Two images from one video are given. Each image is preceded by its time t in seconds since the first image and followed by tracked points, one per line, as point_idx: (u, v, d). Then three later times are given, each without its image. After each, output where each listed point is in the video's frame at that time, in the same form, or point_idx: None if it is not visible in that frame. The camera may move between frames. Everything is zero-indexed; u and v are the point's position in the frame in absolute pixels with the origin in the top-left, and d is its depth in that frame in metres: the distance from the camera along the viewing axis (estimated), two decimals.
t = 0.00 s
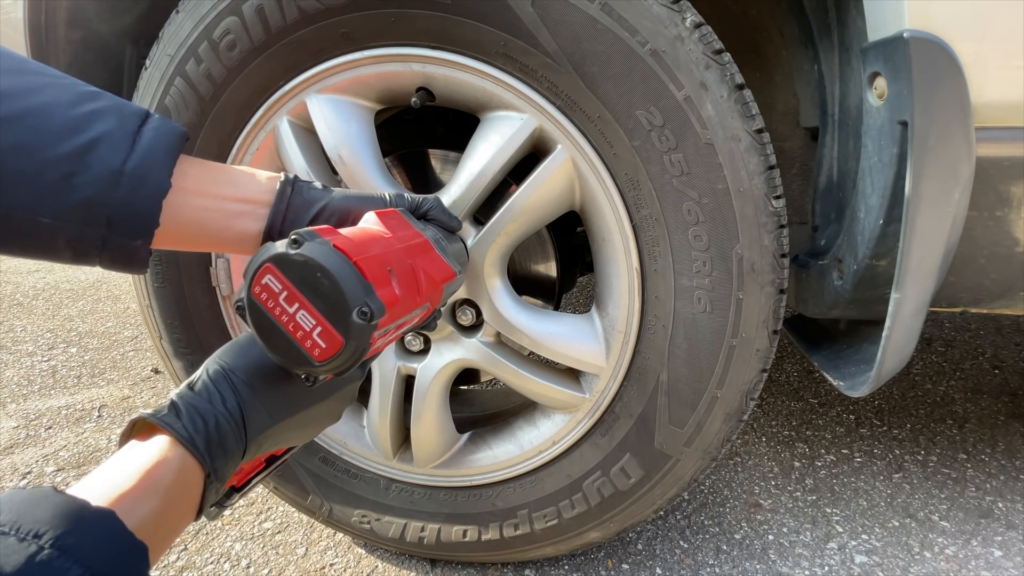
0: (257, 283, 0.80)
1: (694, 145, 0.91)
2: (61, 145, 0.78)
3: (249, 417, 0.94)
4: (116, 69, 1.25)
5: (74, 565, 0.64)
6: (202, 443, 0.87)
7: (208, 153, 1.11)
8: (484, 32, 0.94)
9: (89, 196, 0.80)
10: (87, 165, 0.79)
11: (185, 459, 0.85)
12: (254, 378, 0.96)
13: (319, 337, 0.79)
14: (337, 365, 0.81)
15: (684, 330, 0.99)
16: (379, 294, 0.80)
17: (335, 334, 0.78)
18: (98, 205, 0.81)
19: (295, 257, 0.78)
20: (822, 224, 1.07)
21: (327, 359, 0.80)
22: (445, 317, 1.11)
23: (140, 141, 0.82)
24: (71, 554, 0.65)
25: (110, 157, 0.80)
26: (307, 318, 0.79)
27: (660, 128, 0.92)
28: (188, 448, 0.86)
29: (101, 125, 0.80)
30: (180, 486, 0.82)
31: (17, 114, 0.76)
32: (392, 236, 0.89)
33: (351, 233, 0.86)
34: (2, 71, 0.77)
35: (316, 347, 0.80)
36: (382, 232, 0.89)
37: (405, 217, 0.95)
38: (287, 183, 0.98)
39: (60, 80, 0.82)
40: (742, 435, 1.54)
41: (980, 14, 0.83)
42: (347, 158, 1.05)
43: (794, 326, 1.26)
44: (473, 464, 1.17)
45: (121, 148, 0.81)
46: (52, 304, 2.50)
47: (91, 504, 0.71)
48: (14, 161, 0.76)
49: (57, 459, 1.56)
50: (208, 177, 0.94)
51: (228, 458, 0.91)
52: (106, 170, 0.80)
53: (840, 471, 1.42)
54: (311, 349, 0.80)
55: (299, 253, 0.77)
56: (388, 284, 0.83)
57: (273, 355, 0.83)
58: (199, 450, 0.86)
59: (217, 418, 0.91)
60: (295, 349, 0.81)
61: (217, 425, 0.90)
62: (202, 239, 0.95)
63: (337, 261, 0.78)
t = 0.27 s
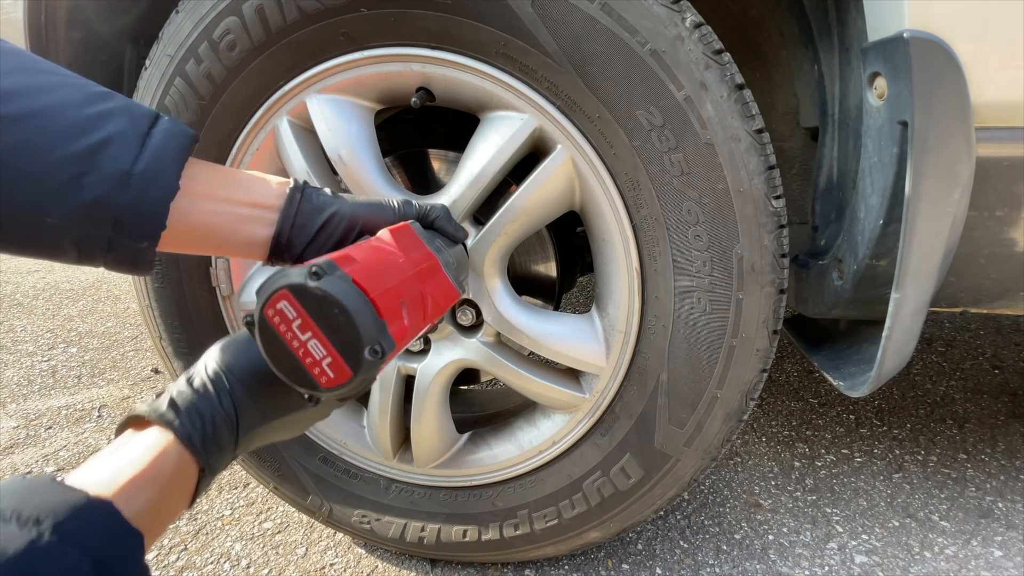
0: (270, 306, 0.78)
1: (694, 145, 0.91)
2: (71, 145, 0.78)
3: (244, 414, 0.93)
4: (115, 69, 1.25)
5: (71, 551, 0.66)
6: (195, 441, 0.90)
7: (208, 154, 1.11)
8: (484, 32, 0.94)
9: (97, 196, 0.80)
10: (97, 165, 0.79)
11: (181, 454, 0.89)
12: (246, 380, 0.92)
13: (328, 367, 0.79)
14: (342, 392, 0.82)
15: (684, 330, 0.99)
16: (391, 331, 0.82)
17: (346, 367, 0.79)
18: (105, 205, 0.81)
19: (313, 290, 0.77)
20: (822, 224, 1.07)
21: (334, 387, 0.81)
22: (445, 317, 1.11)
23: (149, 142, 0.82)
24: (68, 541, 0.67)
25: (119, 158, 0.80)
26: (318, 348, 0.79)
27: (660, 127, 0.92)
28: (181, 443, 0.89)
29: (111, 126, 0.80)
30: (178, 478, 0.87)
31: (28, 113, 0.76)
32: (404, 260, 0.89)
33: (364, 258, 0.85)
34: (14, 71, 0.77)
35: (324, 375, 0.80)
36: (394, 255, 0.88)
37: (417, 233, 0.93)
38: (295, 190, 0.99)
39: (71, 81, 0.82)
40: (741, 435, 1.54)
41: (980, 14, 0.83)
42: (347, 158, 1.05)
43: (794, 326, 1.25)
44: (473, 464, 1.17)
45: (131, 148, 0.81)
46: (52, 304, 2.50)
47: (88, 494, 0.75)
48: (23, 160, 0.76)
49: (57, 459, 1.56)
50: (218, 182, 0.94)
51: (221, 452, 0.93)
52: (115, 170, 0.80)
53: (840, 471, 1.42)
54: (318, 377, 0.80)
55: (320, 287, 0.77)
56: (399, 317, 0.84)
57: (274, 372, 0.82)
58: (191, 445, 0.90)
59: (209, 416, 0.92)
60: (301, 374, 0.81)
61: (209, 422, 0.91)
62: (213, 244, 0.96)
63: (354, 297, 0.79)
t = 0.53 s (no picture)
0: (261, 296, 0.81)
1: (694, 145, 0.91)
2: (71, 143, 0.77)
3: (239, 411, 0.97)
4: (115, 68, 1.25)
5: (71, 546, 0.66)
6: (194, 437, 0.93)
7: (208, 154, 1.11)
8: (484, 32, 0.94)
9: (97, 194, 0.79)
10: (97, 163, 0.79)
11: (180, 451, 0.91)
12: (245, 375, 0.98)
13: (319, 356, 0.82)
14: (334, 381, 0.84)
15: (684, 330, 0.99)
16: (382, 318, 0.83)
17: (336, 354, 0.81)
18: (105, 203, 0.80)
19: (302, 278, 0.80)
20: (822, 224, 1.07)
21: (326, 377, 0.83)
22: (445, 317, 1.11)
23: (150, 141, 0.83)
24: (68, 537, 0.66)
25: (120, 156, 0.80)
26: (309, 336, 0.81)
27: (660, 127, 0.92)
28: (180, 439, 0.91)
29: (111, 124, 0.80)
30: (177, 476, 0.89)
31: (27, 111, 0.76)
32: (396, 251, 0.90)
33: (356, 247, 0.87)
34: (11, 68, 0.76)
35: (316, 364, 0.83)
36: (386, 245, 0.90)
37: (412, 226, 0.94)
38: (294, 188, 0.99)
39: (69, 77, 0.81)
40: (741, 435, 1.54)
41: (980, 14, 0.83)
42: (347, 158, 1.05)
43: (794, 326, 1.25)
44: (473, 464, 1.17)
45: (132, 147, 0.81)
46: (52, 304, 2.50)
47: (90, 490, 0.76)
48: (25, 158, 0.75)
49: (57, 459, 1.56)
50: (219, 180, 0.94)
51: (217, 450, 0.96)
52: (115, 168, 0.80)
53: (840, 471, 1.42)
54: (310, 366, 0.83)
55: (308, 274, 0.80)
56: (390, 304, 0.85)
57: (269, 364, 0.85)
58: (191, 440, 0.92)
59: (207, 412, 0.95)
60: (294, 362, 0.84)
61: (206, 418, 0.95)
62: (213, 242, 0.96)
63: (341, 283, 0.80)
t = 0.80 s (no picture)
0: (278, 304, 0.80)
1: (694, 145, 0.91)
2: (74, 128, 0.77)
3: (224, 395, 0.96)
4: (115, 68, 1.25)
5: (51, 520, 0.66)
6: (180, 420, 0.92)
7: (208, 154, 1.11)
8: (484, 32, 0.94)
9: (99, 181, 0.80)
10: (100, 149, 0.79)
11: (164, 432, 0.91)
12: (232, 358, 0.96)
13: (325, 374, 0.82)
14: (332, 399, 0.85)
15: (684, 330, 0.99)
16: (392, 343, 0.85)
17: (342, 376, 0.82)
18: (108, 191, 0.80)
19: (326, 298, 0.79)
20: (822, 224, 1.07)
21: (324, 394, 0.84)
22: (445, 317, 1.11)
23: (153, 129, 0.82)
24: (50, 511, 0.67)
25: (122, 143, 0.80)
26: (319, 354, 0.81)
27: (660, 127, 0.92)
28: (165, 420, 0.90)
29: (115, 110, 0.80)
30: (158, 456, 0.89)
31: (30, 95, 0.76)
32: (412, 271, 0.90)
33: (376, 267, 0.87)
34: (16, 49, 0.77)
35: (318, 381, 0.83)
36: (404, 264, 0.90)
37: (428, 242, 0.94)
38: (303, 182, 0.98)
39: (76, 60, 0.82)
40: (741, 435, 1.54)
41: (980, 14, 0.83)
42: (347, 158, 1.05)
43: (794, 326, 1.25)
44: (473, 464, 1.17)
45: (135, 134, 0.81)
46: (52, 304, 2.50)
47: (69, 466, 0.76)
48: (28, 142, 0.76)
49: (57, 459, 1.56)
50: (223, 171, 0.93)
51: (200, 430, 0.95)
52: (118, 156, 0.80)
53: (840, 471, 1.42)
54: (313, 381, 0.83)
55: (333, 295, 0.79)
56: (401, 330, 0.87)
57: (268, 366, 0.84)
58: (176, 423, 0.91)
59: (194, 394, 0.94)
60: (297, 373, 0.83)
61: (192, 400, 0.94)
62: (213, 232, 0.96)
63: (363, 310, 0.81)
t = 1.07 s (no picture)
0: (272, 291, 0.81)
1: (694, 145, 0.91)
2: (77, 132, 0.77)
3: (223, 395, 0.98)
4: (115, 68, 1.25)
5: (48, 521, 0.65)
6: (178, 417, 0.92)
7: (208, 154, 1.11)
8: (484, 32, 0.94)
9: (102, 184, 0.80)
10: (102, 153, 0.79)
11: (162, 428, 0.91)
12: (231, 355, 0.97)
13: (320, 360, 0.83)
14: (329, 387, 0.86)
15: (684, 330, 0.99)
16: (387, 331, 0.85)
17: (337, 362, 0.83)
18: (110, 194, 0.80)
19: (319, 284, 0.80)
20: (822, 224, 1.07)
21: (320, 380, 0.85)
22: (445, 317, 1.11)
23: (156, 132, 0.83)
24: (46, 512, 0.66)
25: (125, 146, 0.80)
26: (315, 341, 0.82)
27: (660, 127, 0.92)
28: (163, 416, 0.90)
29: (118, 113, 0.80)
30: (157, 454, 0.89)
31: (33, 99, 0.75)
32: (409, 261, 0.90)
33: (371, 256, 0.88)
34: (18, 53, 0.76)
35: (314, 368, 0.84)
36: (400, 254, 0.90)
37: (425, 234, 0.94)
38: (302, 184, 0.99)
39: (77, 64, 0.81)
40: (741, 435, 1.54)
41: (980, 14, 0.83)
42: (347, 158, 1.06)
43: (794, 326, 1.25)
44: (473, 464, 1.17)
45: (137, 138, 0.81)
46: (52, 304, 2.50)
47: (67, 465, 0.75)
48: (30, 146, 0.75)
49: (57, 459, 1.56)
50: (225, 173, 0.93)
51: (198, 428, 0.95)
52: (120, 159, 0.80)
53: (840, 471, 1.42)
54: (308, 369, 0.84)
55: (326, 281, 0.80)
56: (397, 318, 0.87)
57: (264, 355, 0.85)
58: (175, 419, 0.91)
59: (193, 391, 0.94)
60: (293, 360, 0.84)
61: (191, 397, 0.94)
62: (216, 235, 0.96)
63: (356, 294, 0.81)
